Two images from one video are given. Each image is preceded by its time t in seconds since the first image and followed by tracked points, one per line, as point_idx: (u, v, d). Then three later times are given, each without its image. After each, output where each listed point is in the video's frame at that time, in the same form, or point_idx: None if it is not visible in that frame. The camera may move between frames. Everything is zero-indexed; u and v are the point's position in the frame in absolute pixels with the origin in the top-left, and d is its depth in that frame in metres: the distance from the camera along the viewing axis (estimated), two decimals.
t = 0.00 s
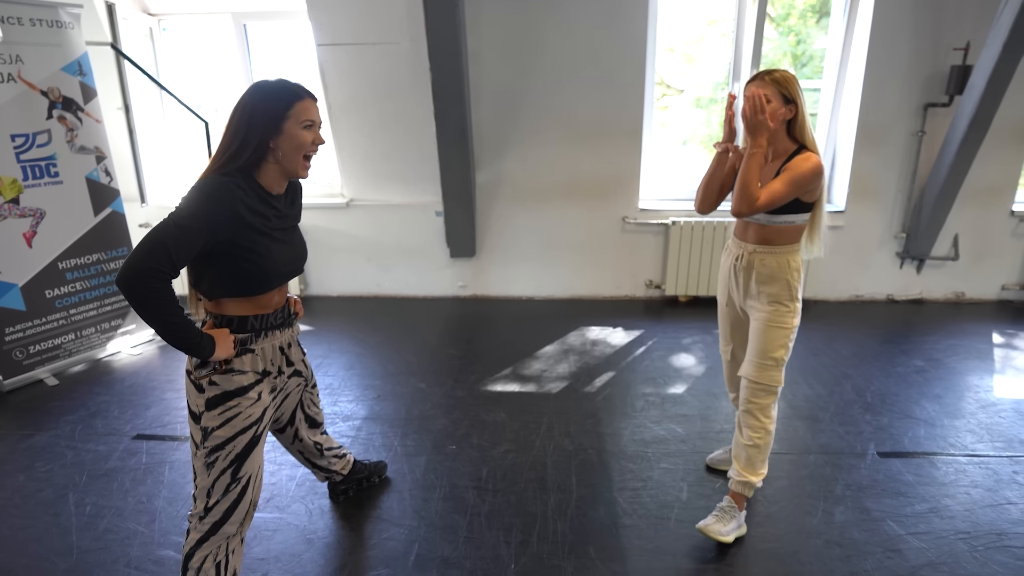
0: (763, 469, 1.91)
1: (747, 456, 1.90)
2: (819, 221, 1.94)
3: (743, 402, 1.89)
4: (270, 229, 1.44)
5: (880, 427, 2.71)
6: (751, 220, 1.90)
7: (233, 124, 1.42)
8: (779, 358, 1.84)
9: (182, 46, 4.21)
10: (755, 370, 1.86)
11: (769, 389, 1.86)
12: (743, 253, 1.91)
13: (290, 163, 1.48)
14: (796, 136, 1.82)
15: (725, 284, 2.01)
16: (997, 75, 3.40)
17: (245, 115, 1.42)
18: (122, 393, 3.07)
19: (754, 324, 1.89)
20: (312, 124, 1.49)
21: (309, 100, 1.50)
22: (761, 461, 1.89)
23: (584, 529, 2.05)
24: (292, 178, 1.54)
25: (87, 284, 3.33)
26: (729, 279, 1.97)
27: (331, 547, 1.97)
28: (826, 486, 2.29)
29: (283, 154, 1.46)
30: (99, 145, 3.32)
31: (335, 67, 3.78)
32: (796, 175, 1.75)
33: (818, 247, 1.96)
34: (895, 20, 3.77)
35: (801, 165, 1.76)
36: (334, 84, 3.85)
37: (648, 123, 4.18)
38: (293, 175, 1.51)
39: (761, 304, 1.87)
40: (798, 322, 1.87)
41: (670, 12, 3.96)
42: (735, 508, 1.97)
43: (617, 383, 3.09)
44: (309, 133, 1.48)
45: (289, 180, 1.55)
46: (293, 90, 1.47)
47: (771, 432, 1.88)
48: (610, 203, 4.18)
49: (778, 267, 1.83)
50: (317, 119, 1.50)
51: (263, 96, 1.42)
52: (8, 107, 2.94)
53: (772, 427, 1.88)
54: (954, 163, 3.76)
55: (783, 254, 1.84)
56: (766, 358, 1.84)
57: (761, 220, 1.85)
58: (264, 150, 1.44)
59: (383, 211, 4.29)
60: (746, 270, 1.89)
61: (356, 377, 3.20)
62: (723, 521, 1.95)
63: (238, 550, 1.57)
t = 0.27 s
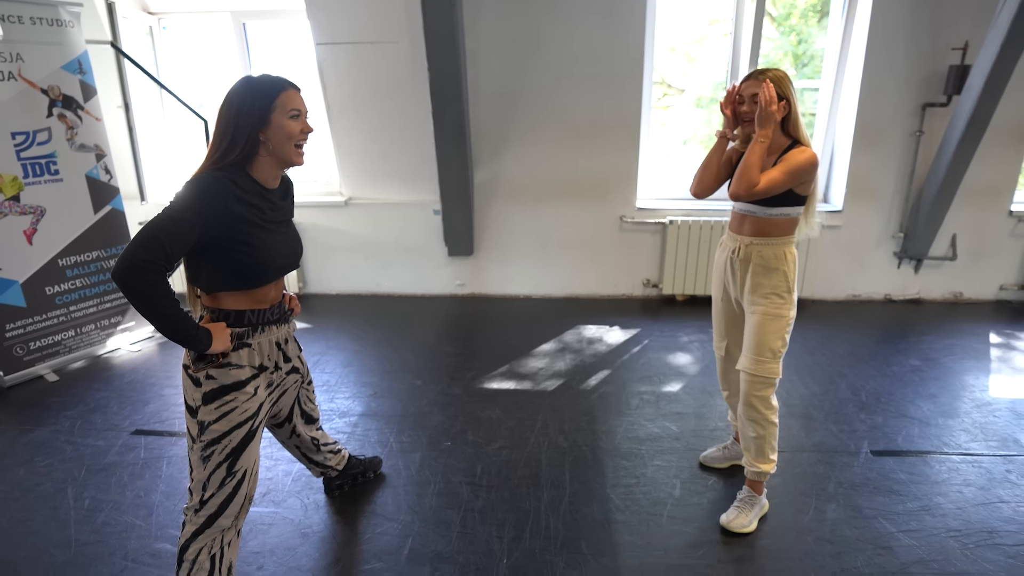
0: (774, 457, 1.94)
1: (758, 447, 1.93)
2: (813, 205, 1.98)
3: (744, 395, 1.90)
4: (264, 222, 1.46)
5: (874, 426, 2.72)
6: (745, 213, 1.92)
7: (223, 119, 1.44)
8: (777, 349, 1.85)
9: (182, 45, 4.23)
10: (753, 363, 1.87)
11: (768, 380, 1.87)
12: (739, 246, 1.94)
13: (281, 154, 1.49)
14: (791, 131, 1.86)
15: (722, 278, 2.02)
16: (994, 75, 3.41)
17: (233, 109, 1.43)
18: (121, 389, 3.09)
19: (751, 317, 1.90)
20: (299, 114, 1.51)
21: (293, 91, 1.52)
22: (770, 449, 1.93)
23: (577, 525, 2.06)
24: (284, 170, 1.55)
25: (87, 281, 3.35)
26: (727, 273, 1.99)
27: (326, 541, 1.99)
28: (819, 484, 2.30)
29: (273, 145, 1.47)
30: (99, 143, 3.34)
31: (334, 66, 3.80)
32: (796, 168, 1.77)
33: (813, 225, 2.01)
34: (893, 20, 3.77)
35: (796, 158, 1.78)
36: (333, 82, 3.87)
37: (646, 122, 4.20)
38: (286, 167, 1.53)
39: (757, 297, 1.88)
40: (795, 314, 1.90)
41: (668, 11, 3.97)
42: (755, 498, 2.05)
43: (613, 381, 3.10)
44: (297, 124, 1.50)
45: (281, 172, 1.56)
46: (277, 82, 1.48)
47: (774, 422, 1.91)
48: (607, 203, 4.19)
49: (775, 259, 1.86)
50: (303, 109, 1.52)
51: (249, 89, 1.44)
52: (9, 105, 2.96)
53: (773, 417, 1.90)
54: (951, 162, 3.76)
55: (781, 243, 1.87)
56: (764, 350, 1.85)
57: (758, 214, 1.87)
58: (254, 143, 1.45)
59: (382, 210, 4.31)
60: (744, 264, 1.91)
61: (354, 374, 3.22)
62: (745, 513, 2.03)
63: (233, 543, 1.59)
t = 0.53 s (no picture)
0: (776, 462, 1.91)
1: (758, 450, 1.90)
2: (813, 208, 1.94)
3: (744, 398, 1.88)
4: (263, 215, 1.48)
5: (875, 425, 2.72)
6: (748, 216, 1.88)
7: (214, 117, 1.46)
8: (778, 352, 1.83)
9: (190, 45, 4.27)
10: (754, 366, 1.84)
11: (769, 383, 1.84)
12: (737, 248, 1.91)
13: (275, 148, 1.52)
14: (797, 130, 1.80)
15: (721, 279, 2.00)
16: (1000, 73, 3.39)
17: (224, 106, 1.45)
18: (128, 384, 3.13)
19: (752, 319, 1.87)
20: (288, 108, 1.53)
21: (281, 84, 1.54)
22: (772, 453, 1.90)
23: (575, 520, 2.08)
24: (279, 162, 1.58)
25: (95, 277, 3.40)
26: (726, 274, 1.97)
27: (326, 534, 2.02)
28: (818, 481, 2.31)
29: (266, 140, 1.50)
30: (107, 142, 3.39)
31: (339, 65, 3.83)
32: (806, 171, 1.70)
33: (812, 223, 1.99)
34: (898, 18, 3.76)
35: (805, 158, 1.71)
36: (338, 82, 3.90)
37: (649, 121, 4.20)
38: (280, 160, 1.55)
39: (758, 299, 1.86)
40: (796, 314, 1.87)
41: (672, 10, 3.97)
42: (757, 505, 2.00)
43: (614, 379, 3.11)
44: (287, 117, 1.53)
45: (276, 165, 1.59)
46: (265, 77, 1.50)
47: (776, 425, 1.88)
48: (611, 201, 4.19)
49: (774, 260, 1.83)
50: (292, 103, 1.55)
51: (238, 85, 1.46)
52: (18, 105, 3.01)
53: (776, 420, 1.88)
54: (957, 162, 3.75)
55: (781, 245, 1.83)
56: (764, 352, 1.83)
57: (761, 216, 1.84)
58: (248, 138, 1.48)
59: (386, 208, 4.34)
60: (743, 265, 1.89)
61: (357, 371, 3.25)
62: (746, 521, 1.98)
63: (239, 534, 1.62)
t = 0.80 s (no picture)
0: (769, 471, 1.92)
1: (749, 461, 1.91)
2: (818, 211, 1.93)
3: (737, 410, 1.87)
4: (262, 212, 1.51)
5: (871, 421, 2.75)
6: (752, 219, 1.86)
7: (212, 115, 1.47)
8: (775, 367, 1.80)
9: (192, 43, 4.30)
10: (748, 380, 1.82)
11: (764, 397, 1.82)
12: (738, 256, 1.88)
13: (273, 145, 1.53)
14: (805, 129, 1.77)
15: (721, 286, 1.96)
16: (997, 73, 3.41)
17: (222, 105, 1.47)
18: (131, 379, 3.16)
19: (749, 331, 1.84)
20: (287, 105, 1.55)
21: (279, 82, 1.55)
22: (765, 464, 1.90)
23: (572, 513, 2.10)
24: (277, 160, 1.60)
25: (98, 274, 3.42)
26: (726, 282, 1.93)
27: (327, 526, 2.04)
28: (813, 476, 2.33)
29: (264, 137, 1.52)
30: (110, 139, 3.41)
31: (341, 63, 3.85)
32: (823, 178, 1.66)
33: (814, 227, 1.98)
34: (897, 17, 3.77)
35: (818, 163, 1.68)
36: (339, 80, 3.92)
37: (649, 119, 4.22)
38: (279, 156, 1.57)
39: (757, 311, 1.82)
40: (797, 328, 1.83)
41: (672, 8, 3.99)
42: (752, 506, 2.00)
43: (613, 375, 3.14)
44: (286, 114, 1.54)
45: (275, 162, 1.61)
46: (264, 74, 1.52)
47: (769, 437, 1.88)
48: (611, 200, 4.22)
49: (775, 272, 1.80)
50: (290, 100, 1.56)
51: (237, 83, 1.47)
52: (23, 102, 3.03)
53: (769, 433, 1.87)
54: (955, 161, 3.77)
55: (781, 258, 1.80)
56: (759, 366, 1.81)
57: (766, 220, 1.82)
58: (246, 136, 1.49)
59: (387, 205, 4.36)
60: (744, 274, 1.86)
61: (358, 367, 3.28)
62: (741, 522, 1.98)
63: (243, 526, 1.64)
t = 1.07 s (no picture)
0: (771, 471, 1.94)
1: (751, 461, 1.93)
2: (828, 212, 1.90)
3: (743, 416, 1.88)
4: (268, 215, 1.52)
5: (866, 419, 2.78)
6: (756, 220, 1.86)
7: (217, 118, 1.48)
8: (781, 374, 1.80)
9: (190, 43, 4.30)
10: (755, 388, 1.82)
11: (770, 404, 1.83)
12: (742, 257, 1.86)
13: (279, 147, 1.54)
14: (813, 124, 1.75)
15: (724, 288, 1.93)
16: (990, 74, 3.44)
17: (227, 107, 1.48)
18: (129, 380, 3.16)
19: (754, 338, 1.83)
20: (291, 106, 1.56)
21: (284, 84, 1.56)
22: (766, 465, 1.92)
23: (572, 510, 2.12)
24: (282, 161, 1.61)
25: (96, 274, 3.42)
26: (730, 285, 1.90)
27: (328, 525, 2.05)
28: (810, 474, 2.36)
29: (270, 139, 1.53)
30: (108, 139, 3.41)
31: (339, 64, 3.86)
32: (831, 177, 1.65)
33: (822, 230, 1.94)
34: (891, 19, 3.81)
35: (825, 161, 1.66)
36: (338, 80, 3.93)
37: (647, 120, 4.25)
38: (284, 157, 1.58)
39: (761, 318, 1.80)
40: (803, 334, 1.82)
41: (669, 10, 4.01)
42: (750, 504, 2.00)
43: (612, 374, 3.16)
44: (291, 116, 1.55)
45: (279, 164, 1.62)
46: (269, 76, 1.53)
47: (774, 442, 1.89)
48: (608, 200, 4.24)
49: (780, 277, 1.78)
50: (295, 101, 1.57)
51: (242, 86, 1.48)
52: (20, 102, 3.03)
53: (774, 438, 1.88)
54: (948, 161, 3.80)
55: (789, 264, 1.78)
56: (766, 374, 1.80)
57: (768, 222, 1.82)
58: (252, 139, 1.50)
59: (385, 206, 4.37)
60: (748, 278, 1.83)
61: (357, 367, 3.29)
62: (740, 519, 1.99)
63: (244, 525, 1.64)
